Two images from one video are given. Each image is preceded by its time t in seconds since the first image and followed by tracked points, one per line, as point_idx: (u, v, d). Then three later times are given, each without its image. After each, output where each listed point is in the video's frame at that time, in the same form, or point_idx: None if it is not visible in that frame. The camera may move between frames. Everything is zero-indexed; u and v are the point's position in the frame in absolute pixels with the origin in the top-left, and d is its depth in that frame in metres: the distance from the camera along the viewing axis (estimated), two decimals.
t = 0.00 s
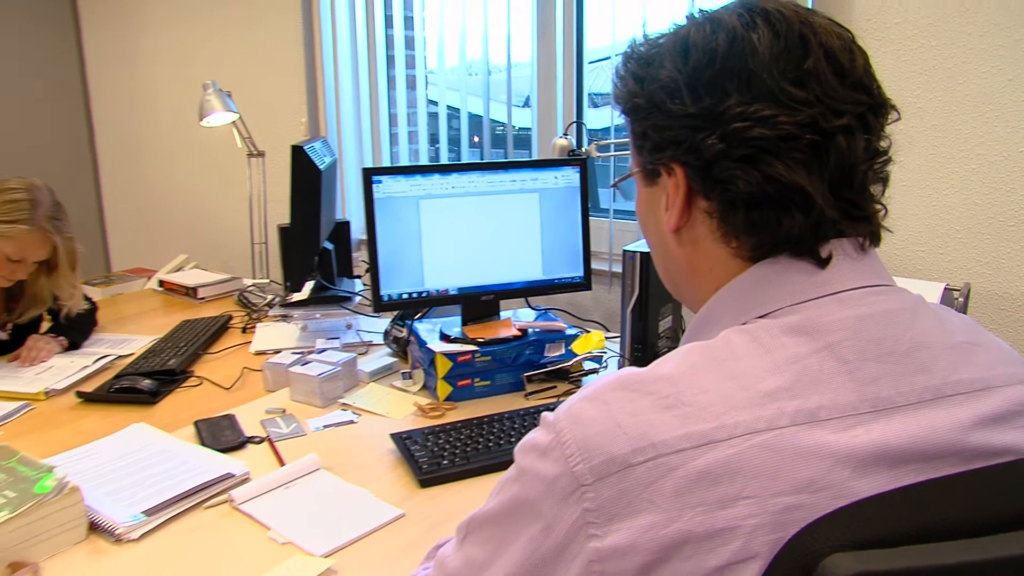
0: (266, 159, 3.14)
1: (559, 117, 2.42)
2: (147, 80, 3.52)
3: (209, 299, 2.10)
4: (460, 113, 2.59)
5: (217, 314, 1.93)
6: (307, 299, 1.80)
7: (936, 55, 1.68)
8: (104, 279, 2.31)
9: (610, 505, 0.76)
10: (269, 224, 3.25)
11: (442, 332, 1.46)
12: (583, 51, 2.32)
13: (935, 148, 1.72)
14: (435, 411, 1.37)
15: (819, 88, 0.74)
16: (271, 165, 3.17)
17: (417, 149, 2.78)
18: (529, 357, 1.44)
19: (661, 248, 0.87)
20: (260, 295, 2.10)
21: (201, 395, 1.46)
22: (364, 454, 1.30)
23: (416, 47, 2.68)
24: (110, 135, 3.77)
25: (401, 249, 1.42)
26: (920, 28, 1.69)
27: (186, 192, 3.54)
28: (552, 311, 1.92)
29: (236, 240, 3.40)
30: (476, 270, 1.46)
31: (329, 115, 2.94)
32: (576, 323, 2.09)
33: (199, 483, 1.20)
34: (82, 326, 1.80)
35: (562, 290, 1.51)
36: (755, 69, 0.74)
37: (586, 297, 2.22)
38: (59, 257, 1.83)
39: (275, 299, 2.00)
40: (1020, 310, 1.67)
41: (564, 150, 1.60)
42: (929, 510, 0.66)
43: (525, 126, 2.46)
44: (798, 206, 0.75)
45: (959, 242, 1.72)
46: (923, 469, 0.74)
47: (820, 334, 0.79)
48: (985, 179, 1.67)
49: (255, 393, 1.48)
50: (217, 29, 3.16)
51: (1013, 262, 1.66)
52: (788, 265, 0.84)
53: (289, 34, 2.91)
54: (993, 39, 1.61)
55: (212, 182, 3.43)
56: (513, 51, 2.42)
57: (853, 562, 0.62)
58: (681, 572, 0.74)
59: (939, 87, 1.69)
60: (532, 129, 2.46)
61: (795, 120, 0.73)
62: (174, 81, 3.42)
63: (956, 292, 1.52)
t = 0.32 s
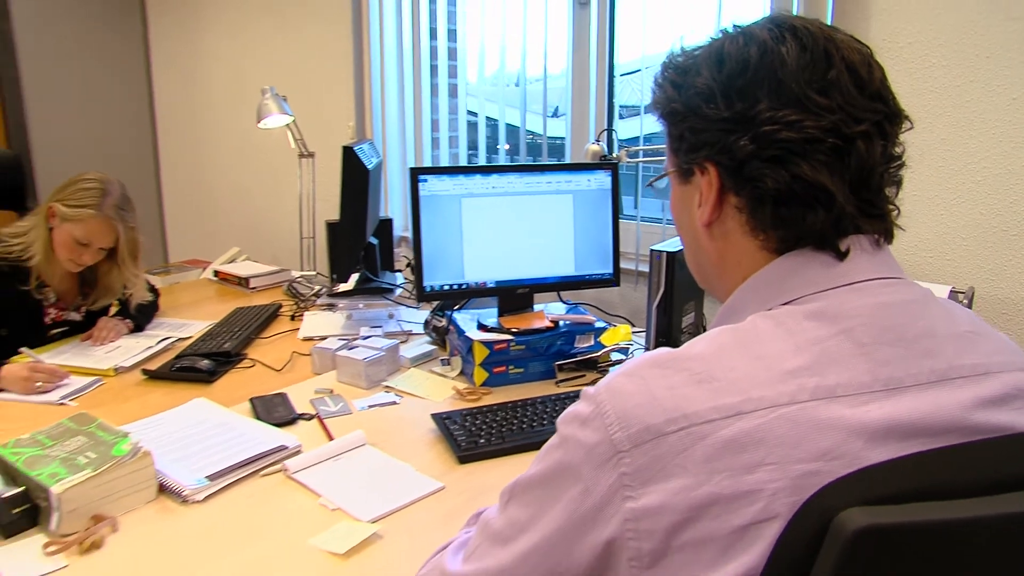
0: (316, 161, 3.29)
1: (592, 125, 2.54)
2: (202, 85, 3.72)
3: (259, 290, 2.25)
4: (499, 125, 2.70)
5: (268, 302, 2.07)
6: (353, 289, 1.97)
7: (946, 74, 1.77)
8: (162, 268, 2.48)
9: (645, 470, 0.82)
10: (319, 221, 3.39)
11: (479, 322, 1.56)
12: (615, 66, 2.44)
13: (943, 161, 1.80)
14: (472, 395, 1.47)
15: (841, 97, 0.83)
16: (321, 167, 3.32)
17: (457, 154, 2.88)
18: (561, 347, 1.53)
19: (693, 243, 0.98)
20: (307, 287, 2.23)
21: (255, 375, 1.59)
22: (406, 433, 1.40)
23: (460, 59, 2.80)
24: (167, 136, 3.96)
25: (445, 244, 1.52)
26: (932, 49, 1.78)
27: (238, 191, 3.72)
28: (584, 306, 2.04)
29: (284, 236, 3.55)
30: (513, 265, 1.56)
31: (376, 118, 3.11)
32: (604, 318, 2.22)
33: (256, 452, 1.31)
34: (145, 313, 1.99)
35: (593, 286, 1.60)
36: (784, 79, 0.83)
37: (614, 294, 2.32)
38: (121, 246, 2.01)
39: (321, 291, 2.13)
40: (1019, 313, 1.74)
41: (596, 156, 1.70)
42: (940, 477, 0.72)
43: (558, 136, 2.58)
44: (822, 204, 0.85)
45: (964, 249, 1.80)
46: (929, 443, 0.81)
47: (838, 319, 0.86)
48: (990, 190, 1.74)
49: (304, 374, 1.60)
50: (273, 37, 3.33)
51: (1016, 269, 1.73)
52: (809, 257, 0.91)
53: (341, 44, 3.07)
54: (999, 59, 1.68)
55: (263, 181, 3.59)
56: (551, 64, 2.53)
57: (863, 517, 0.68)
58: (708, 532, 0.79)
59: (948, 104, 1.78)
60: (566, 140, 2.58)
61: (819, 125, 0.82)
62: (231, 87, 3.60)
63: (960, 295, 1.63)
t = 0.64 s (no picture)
0: (362, 150, 3.37)
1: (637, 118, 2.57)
2: (249, 78, 3.81)
3: (303, 276, 2.35)
4: (543, 121, 2.75)
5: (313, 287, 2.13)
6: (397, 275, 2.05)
7: (997, 68, 1.76)
8: (208, 255, 2.59)
9: (699, 440, 0.83)
10: (363, 209, 3.47)
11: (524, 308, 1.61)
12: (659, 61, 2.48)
13: (992, 156, 1.80)
14: (516, 378, 1.51)
15: (910, 86, 0.84)
16: (367, 156, 3.40)
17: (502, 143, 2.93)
18: (603, 335, 1.57)
19: (747, 223, 0.98)
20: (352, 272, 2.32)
21: (303, 357, 1.64)
22: (451, 414, 1.44)
23: (506, 50, 2.85)
24: (215, 125, 4.06)
25: (492, 231, 1.57)
26: (981, 43, 1.78)
27: (283, 180, 3.81)
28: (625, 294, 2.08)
29: (327, 224, 3.64)
30: (558, 253, 1.61)
31: (422, 107, 3.17)
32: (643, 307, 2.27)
33: (308, 429, 1.35)
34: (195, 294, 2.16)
35: (636, 275, 1.65)
36: (856, 64, 0.84)
37: (654, 283, 2.35)
38: (171, 227, 2.10)
39: (366, 277, 2.21)
40: None
41: (640, 147, 1.75)
42: (988, 439, 0.70)
43: (603, 131, 2.63)
44: (888, 186, 0.86)
45: (1011, 245, 1.80)
46: (976, 422, 0.82)
47: (887, 299, 0.86)
48: None
49: (349, 356, 1.65)
50: (322, 30, 3.41)
51: None
52: (864, 240, 0.89)
53: (387, 39, 3.15)
54: None
55: (309, 170, 3.67)
56: (596, 56, 2.59)
57: (911, 481, 0.66)
58: (758, 501, 0.81)
59: (998, 98, 1.77)
60: (611, 135, 2.63)
61: (889, 111, 0.83)
62: (280, 79, 3.68)
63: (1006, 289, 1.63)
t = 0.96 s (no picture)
0: (397, 147, 3.42)
1: (672, 117, 2.59)
2: (285, 79, 3.90)
3: (339, 272, 2.41)
4: (579, 123, 2.79)
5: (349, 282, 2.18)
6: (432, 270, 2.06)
7: None
8: (246, 252, 2.68)
9: (742, 425, 0.84)
10: (398, 206, 3.53)
11: (559, 304, 1.64)
12: (695, 60, 2.49)
13: None
14: (551, 372, 1.54)
15: (970, 83, 0.84)
16: (402, 153, 3.45)
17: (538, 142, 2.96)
18: (638, 331, 1.60)
19: (794, 212, 0.97)
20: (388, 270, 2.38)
21: (342, 349, 1.67)
22: (488, 406, 1.46)
23: (541, 50, 2.89)
24: (253, 122, 4.16)
25: (529, 227, 1.60)
26: None
27: (319, 177, 3.88)
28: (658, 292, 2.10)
29: (361, 220, 3.70)
30: (594, 250, 1.64)
31: (457, 104, 3.21)
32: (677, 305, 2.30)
33: (348, 418, 1.37)
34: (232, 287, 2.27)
35: (672, 272, 1.68)
36: (921, 59, 0.83)
37: (688, 282, 2.37)
38: (214, 219, 2.18)
39: (401, 273, 2.24)
40: None
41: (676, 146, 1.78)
42: None
43: (639, 133, 2.66)
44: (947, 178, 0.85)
45: None
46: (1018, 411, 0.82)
47: (927, 290, 0.85)
48: None
49: (386, 350, 1.69)
50: (358, 30, 3.48)
51: None
52: (915, 231, 0.88)
53: (423, 40, 3.20)
54: None
55: (345, 167, 3.74)
56: (632, 54, 2.61)
57: (951, 462, 0.66)
58: (799, 485, 0.82)
59: None
60: (645, 136, 2.65)
61: (953, 106, 0.83)
62: (316, 78, 3.75)
63: None
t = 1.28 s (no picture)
0: (408, 147, 3.48)
1: (680, 118, 2.63)
2: (298, 82, 3.98)
3: (350, 271, 2.48)
4: (588, 125, 2.89)
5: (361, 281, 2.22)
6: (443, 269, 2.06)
7: None
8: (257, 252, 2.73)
9: (753, 408, 0.87)
10: (409, 205, 3.58)
11: (570, 301, 1.67)
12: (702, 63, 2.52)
13: None
14: (562, 367, 1.57)
15: (975, 80, 0.88)
16: (413, 153, 3.50)
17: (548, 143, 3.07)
18: (648, 327, 1.63)
19: (805, 206, 0.99)
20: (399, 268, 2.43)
21: (356, 345, 1.71)
22: (501, 400, 1.49)
23: (552, 52, 2.97)
24: (265, 124, 4.23)
25: (540, 225, 1.66)
26: None
27: (331, 177, 3.95)
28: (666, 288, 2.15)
29: (373, 219, 3.75)
30: (604, 247, 1.69)
31: (467, 105, 3.28)
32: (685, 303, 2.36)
33: (364, 411, 1.40)
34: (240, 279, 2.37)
35: (681, 269, 1.74)
36: (931, 56, 0.86)
37: (696, 279, 2.42)
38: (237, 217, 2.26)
39: (412, 271, 2.30)
40: None
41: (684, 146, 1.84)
42: None
43: (648, 135, 2.71)
44: (956, 171, 0.88)
45: None
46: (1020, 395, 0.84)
47: (932, 278, 0.88)
48: None
49: (399, 346, 1.72)
50: (369, 33, 3.53)
51: None
52: (925, 222, 0.91)
53: (433, 43, 3.26)
54: None
55: (356, 168, 3.80)
56: (642, 57, 2.66)
57: (955, 437, 0.69)
58: (808, 466, 0.86)
59: None
60: (654, 138, 2.71)
61: (962, 102, 0.86)
62: (329, 80, 3.82)
63: None
